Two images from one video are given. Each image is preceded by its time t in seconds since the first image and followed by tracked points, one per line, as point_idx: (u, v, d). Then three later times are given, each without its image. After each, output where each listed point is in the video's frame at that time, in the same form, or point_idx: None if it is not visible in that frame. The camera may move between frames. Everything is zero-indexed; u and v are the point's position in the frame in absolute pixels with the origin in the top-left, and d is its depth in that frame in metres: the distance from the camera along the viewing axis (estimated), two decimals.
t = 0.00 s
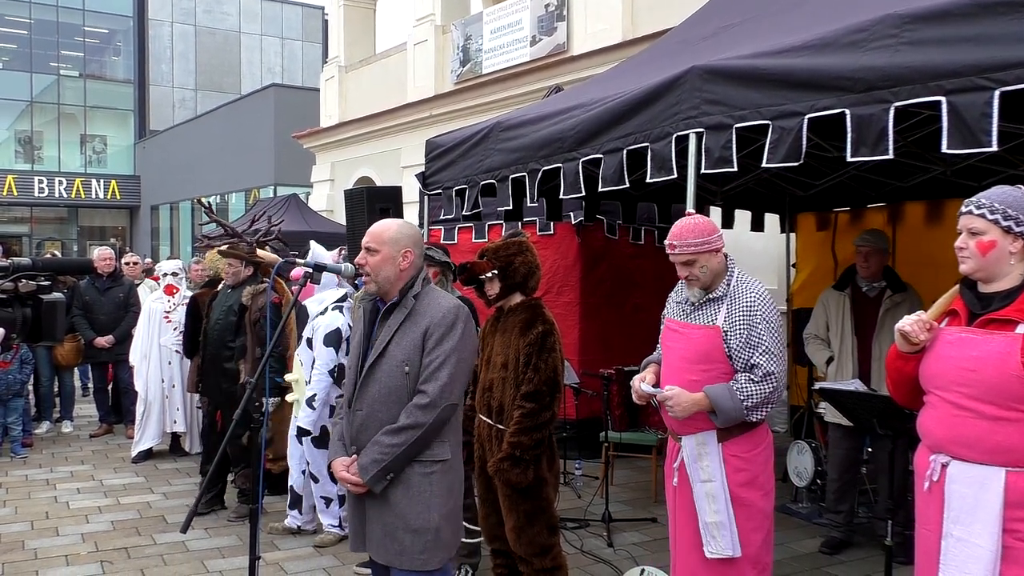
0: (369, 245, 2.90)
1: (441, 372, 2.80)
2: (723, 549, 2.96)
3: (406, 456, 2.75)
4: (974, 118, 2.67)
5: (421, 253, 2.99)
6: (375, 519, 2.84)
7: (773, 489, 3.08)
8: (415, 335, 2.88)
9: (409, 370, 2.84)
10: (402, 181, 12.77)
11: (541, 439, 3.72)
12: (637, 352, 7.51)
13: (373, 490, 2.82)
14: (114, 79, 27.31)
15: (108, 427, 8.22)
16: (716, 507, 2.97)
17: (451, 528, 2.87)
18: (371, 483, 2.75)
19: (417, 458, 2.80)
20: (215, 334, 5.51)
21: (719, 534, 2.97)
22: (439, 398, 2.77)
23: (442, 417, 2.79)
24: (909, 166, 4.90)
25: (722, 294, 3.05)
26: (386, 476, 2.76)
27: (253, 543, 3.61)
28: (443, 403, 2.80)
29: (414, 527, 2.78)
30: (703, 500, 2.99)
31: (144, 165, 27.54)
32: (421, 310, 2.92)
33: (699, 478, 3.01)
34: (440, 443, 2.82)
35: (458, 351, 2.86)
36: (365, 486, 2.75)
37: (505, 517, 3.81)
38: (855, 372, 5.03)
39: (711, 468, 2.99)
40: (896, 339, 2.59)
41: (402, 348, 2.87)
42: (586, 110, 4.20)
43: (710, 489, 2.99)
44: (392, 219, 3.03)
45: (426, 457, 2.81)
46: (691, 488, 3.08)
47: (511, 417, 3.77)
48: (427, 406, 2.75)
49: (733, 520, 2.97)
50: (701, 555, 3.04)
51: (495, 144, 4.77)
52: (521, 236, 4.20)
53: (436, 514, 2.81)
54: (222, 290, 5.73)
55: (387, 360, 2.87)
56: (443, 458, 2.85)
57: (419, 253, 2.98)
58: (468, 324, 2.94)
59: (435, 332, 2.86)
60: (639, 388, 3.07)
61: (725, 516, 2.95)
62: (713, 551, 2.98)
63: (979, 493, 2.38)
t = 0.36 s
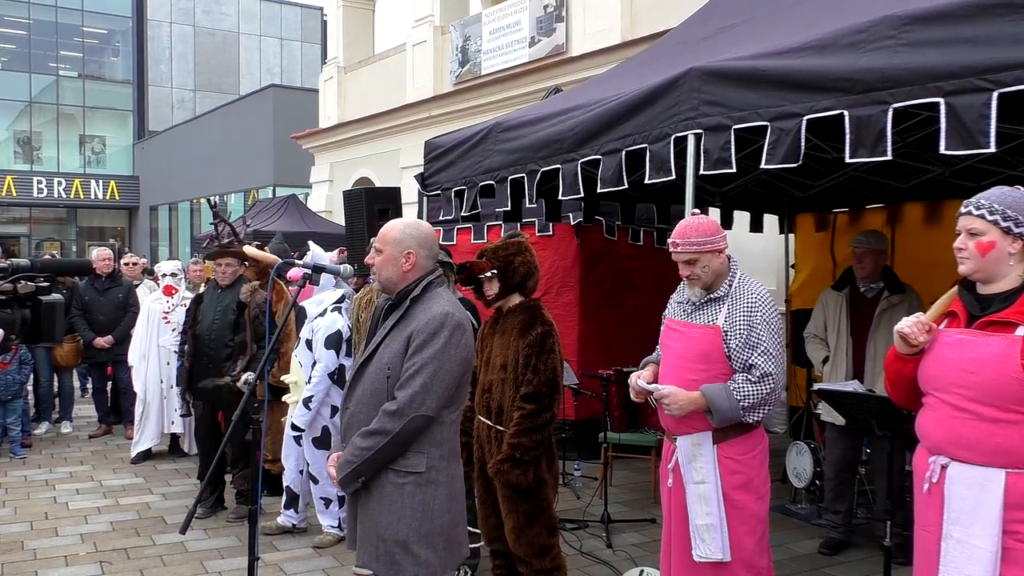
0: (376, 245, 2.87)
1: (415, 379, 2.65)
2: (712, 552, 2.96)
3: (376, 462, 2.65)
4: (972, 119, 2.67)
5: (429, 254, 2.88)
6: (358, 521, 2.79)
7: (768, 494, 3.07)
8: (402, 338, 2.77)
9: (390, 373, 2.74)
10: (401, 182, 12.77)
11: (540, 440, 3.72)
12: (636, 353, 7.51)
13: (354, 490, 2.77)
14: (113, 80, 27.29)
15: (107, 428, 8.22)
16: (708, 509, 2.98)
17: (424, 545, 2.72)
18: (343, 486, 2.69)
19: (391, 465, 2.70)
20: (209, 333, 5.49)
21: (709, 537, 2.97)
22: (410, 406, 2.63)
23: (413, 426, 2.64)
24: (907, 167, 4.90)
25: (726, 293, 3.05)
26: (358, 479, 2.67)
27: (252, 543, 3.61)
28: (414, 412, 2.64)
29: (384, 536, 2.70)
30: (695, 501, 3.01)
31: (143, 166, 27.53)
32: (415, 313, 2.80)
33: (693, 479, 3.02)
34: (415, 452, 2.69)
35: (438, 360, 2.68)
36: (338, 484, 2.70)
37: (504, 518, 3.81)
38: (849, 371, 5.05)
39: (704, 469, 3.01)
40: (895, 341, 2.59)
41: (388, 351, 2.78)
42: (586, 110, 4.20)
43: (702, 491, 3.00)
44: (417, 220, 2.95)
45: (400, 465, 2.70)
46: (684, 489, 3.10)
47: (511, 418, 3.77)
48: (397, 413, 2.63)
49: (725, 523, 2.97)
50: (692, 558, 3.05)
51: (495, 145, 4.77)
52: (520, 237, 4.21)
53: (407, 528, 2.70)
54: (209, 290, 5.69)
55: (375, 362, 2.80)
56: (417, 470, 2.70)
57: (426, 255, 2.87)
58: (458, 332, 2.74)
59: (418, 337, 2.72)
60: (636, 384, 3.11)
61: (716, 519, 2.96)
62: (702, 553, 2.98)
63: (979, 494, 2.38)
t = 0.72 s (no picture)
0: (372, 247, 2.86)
1: (403, 390, 2.60)
2: (709, 551, 2.96)
3: (374, 476, 2.63)
4: (971, 120, 2.67)
5: (419, 253, 2.80)
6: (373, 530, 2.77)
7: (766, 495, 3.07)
8: (393, 346, 2.73)
9: (384, 383, 2.70)
10: (402, 182, 12.78)
11: (539, 441, 3.72)
12: (635, 354, 7.51)
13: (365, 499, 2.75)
14: (113, 80, 27.29)
15: (107, 429, 8.23)
16: (705, 509, 2.98)
17: (429, 557, 2.66)
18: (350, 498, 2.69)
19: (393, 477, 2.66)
20: (204, 334, 5.41)
21: (705, 536, 2.97)
22: (399, 419, 2.58)
23: (406, 438, 2.59)
24: (907, 167, 4.90)
25: (728, 292, 3.05)
26: (364, 491, 2.66)
27: (252, 544, 3.61)
28: (406, 424, 2.59)
29: (389, 548, 2.69)
30: (692, 501, 3.01)
31: (143, 166, 27.54)
32: (407, 319, 2.75)
33: (690, 478, 3.02)
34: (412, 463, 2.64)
35: (425, 368, 2.60)
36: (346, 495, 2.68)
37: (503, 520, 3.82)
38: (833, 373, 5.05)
39: (702, 469, 3.01)
40: (893, 342, 2.59)
41: (382, 359, 2.74)
42: (586, 111, 4.20)
43: (700, 491, 3.00)
44: (410, 216, 2.86)
45: (400, 477, 2.65)
46: (681, 489, 3.09)
47: (510, 418, 3.77)
48: (388, 426, 2.59)
49: (722, 523, 2.97)
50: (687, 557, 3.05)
51: (494, 145, 4.77)
52: (519, 237, 4.22)
53: (411, 540, 2.65)
54: (197, 290, 5.63)
55: (372, 371, 2.78)
56: (417, 481, 2.65)
57: (413, 255, 2.79)
58: (447, 337, 2.65)
59: (406, 345, 2.66)
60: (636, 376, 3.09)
61: (712, 519, 2.96)
62: (697, 553, 2.98)
63: (977, 495, 2.38)
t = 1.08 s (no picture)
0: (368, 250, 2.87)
1: (402, 393, 2.59)
2: (709, 551, 2.97)
3: (374, 479, 2.62)
4: (970, 121, 2.67)
5: (411, 255, 2.80)
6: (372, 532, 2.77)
7: (767, 495, 3.06)
8: (390, 349, 2.73)
9: (383, 385, 2.70)
10: (401, 183, 12.78)
11: (538, 442, 3.72)
12: (634, 355, 7.51)
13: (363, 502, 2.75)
14: (112, 81, 27.27)
15: (105, 430, 8.22)
16: (704, 509, 2.99)
17: (431, 560, 2.66)
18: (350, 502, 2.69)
19: (392, 481, 2.65)
20: (200, 335, 5.44)
21: (705, 536, 2.99)
22: (400, 422, 2.58)
23: (405, 441, 2.59)
24: (905, 169, 4.91)
25: (724, 295, 3.06)
26: (363, 495, 2.66)
27: (251, 545, 3.61)
28: (405, 426, 2.58)
29: (389, 552, 2.68)
30: (692, 501, 3.03)
31: (142, 167, 27.53)
32: (405, 321, 2.74)
33: (690, 479, 3.04)
34: (411, 466, 2.64)
35: (424, 371, 2.60)
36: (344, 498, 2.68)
37: (501, 521, 3.81)
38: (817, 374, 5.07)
39: (700, 469, 3.01)
40: (890, 343, 2.60)
41: (380, 361, 2.74)
42: (585, 112, 4.20)
43: (699, 491, 3.01)
44: (404, 219, 2.88)
45: (399, 481, 2.65)
46: (682, 489, 3.11)
47: (508, 420, 3.77)
48: (387, 429, 2.59)
49: (721, 523, 2.98)
50: (690, 557, 3.07)
51: (493, 146, 4.77)
52: (517, 238, 4.23)
53: (412, 544, 2.65)
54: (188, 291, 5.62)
55: (371, 374, 2.78)
56: (417, 484, 2.64)
57: (406, 256, 2.79)
58: (445, 338, 2.64)
59: (404, 348, 2.66)
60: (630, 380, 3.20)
61: (712, 519, 2.97)
62: (699, 553, 3.00)
63: (973, 496, 2.38)
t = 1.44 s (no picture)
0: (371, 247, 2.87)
1: (403, 389, 2.59)
2: (688, 549, 3.02)
3: (373, 477, 2.62)
4: (969, 121, 2.68)
5: (420, 253, 2.81)
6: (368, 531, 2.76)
7: (758, 500, 3.01)
8: (392, 347, 2.72)
9: (384, 382, 2.69)
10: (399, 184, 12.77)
11: (537, 442, 3.72)
12: (633, 356, 7.51)
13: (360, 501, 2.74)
14: (110, 82, 27.26)
15: (103, 431, 8.21)
16: (685, 508, 3.03)
17: (428, 560, 2.65)
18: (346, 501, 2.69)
19: (391, 479, 2.65)
20: (193, 335, 5.42)
21: (685, 535, 3.03)
22: (400, 419, 2.58)
23: (406, 438, 2.59)
24: (904, 169, 4.91)
25: (711, 297, 3.05)
26: (360, 493, 2.66)
27: (250, 546, 3.62)
28: (406, 423, 2.58)
29: (386, 552, 2.67)
30: (676, 499, 3.07)
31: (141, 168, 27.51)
32: (407, 319, 2.74)
33: (675, 477, 3.08)
34: (411, 464, 2.63)
35: (427, 367, 2.60)
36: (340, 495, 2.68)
37: (500, 522, 3.81)
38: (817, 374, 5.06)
39: (684, 469, 3.05)
40: (890, 343, 2.60)
41: (382, 358, 2.74)
42: (584, 113, 4.20)
43: (682, 490, 3.05)
44: (413, 218, 2.89)
45: (398, 479, 2.65)
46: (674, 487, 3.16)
47: (507, 420, 3.77)
48: (387, 425, 2.58)
49: (702, 522, 3.00)
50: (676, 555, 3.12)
51: (492, 147, 4.76)
52: (517, 239, 4.23)
53: (410, 543, 2.64)
54: (185, 293, 5.61)
55: (372, 372, 2.77)
56: (416, 483, 2.64)
57: (415, 254, 2.80)
58: (448, 336, 2.65)
59: (406, 345, 2.66)
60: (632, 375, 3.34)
61: (691, 518, 3.01)
62: (680, 551, 3.05)
63: (973, 497, 2.38)
